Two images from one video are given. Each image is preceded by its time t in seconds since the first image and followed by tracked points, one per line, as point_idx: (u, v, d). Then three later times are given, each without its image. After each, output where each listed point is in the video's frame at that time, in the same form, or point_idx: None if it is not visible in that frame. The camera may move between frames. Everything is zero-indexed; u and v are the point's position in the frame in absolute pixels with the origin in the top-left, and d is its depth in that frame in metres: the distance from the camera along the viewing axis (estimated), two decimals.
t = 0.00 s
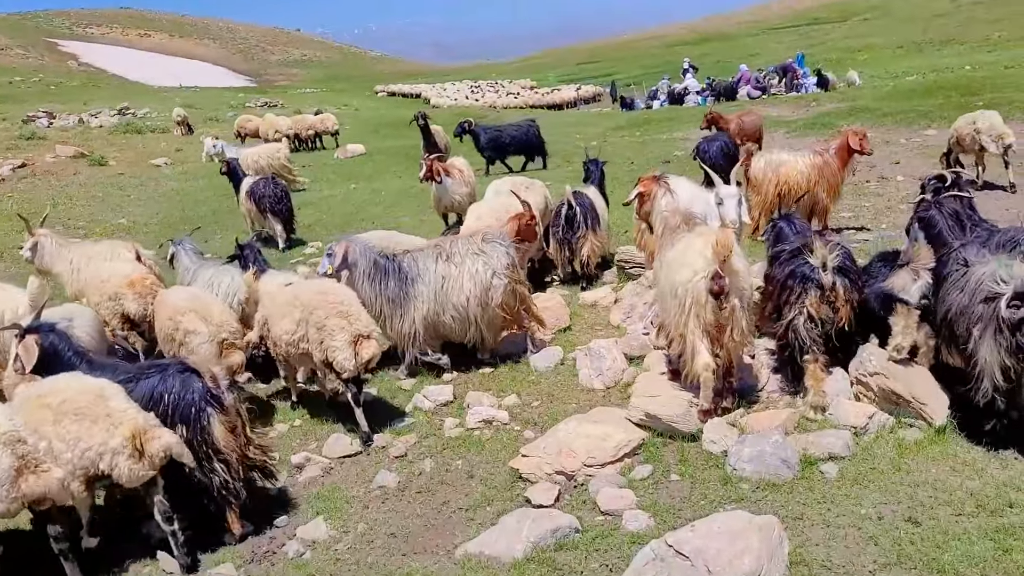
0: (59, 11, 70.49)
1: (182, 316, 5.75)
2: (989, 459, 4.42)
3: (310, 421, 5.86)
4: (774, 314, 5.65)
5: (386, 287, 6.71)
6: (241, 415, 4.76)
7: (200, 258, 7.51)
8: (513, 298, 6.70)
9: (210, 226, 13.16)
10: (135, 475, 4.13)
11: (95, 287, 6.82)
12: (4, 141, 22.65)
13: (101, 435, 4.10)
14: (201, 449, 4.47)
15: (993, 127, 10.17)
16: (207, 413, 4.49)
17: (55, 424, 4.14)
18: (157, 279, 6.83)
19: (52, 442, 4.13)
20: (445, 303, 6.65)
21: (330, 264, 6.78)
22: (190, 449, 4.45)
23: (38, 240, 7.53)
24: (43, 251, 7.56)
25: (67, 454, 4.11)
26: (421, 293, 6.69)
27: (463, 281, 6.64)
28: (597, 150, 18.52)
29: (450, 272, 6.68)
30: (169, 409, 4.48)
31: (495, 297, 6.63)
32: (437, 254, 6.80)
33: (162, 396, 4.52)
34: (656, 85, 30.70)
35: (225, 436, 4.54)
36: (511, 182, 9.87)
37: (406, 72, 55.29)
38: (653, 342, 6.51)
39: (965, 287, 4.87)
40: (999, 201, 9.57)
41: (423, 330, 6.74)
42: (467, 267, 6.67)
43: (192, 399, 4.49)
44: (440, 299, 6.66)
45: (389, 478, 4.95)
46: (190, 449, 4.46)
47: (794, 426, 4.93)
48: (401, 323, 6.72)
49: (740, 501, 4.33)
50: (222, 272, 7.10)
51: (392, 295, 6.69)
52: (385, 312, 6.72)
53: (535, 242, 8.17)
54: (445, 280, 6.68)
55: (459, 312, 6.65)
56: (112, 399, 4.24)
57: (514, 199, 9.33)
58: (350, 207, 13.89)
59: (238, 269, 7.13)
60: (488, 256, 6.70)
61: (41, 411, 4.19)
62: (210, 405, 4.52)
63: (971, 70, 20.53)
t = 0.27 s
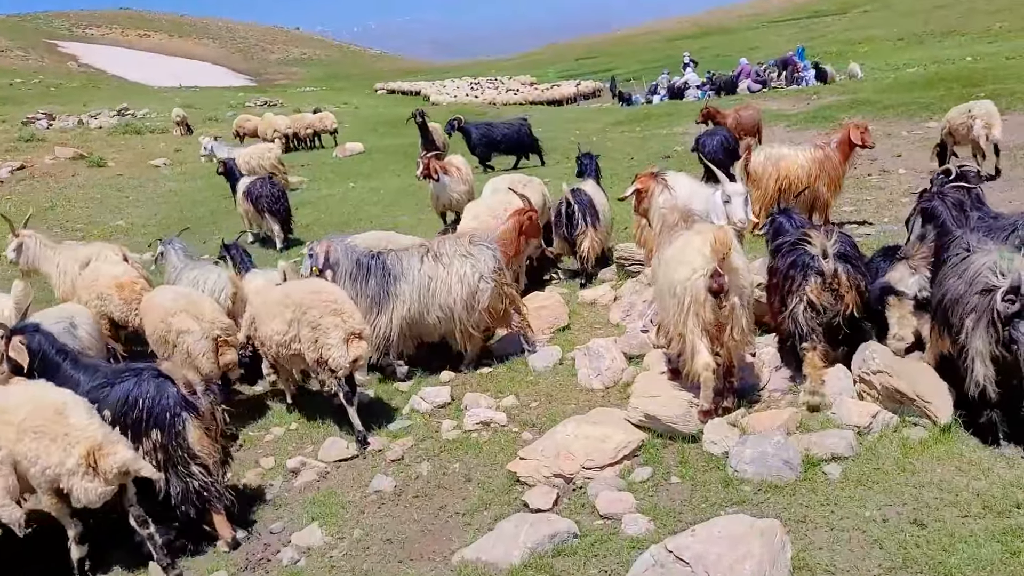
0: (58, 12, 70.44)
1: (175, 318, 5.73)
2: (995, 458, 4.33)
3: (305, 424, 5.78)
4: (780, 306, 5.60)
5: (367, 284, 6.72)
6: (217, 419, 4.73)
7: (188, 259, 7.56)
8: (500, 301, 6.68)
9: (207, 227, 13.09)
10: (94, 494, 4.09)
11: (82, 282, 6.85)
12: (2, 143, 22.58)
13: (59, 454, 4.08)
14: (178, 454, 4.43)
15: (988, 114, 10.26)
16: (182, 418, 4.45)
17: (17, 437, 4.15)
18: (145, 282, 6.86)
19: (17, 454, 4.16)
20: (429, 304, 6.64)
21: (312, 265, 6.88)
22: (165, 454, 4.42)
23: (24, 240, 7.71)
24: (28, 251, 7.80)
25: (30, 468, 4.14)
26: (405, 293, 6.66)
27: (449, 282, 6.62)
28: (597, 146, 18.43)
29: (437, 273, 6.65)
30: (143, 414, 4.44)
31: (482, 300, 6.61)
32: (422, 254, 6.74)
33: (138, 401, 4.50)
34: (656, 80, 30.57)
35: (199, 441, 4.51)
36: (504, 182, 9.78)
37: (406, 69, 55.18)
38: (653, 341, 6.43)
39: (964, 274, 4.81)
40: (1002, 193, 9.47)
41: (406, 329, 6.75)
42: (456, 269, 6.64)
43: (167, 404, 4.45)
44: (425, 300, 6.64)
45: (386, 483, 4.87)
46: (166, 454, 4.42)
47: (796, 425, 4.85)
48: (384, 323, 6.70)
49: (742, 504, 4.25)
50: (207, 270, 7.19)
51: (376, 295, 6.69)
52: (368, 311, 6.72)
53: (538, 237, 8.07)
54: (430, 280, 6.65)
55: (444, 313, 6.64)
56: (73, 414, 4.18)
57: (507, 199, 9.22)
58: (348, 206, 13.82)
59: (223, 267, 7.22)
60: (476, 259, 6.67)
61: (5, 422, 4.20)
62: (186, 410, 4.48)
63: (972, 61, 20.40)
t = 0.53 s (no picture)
0: (90, 18, 71.58)
1: (191, 319, 5.80)
2: None
3: (326, 427, 5.76)
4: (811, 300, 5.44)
5: (376, 287, 6.65)
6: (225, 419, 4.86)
7: (202, 262, 7.65)
8: (513, 300, 6.69)
9: (231, 229, 13.15)
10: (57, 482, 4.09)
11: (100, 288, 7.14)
12: (35, 148, 22.96)
13: (37, 436, 4.16)
14: (191, 451, 4.54)
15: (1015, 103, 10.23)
16: (195, 415, 4.58)
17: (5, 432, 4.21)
18: (160, 288, 7.03)
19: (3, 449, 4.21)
20: (441, 304, 6.59)
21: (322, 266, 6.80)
22: (178, 451, 4.55)
23: (38, 244, 8.03)
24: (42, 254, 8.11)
25: (16, 461, 4.20)
26: (415, 293, 6.59)
27: (462, 281, 6.58)
28: (622, 142, 18.26)
29: (449, 272, 6.60)
30: (158, 413, 4.59)
31: (496, 298, 6.62)
32: (433, 253, 6.71)
33: (152, 400, 4.63)
34: (682, 75, 30.26)
35: (213, 436, 4.64)
36: (522, 181, 9.68)
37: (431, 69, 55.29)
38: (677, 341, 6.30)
39: (993, 265, 4.73)
40: None
41: (416, 331, 6.69)
42: (469, 267, 6.62)
43: (180, 402, 4.60)
44: (436, 299, 6.59)
45: (405, 486, 4.82)
46: (179, 451, 4.54)
47: (826, 427, 4.70)
48: (395, 323, 6.61)
49: (769, 510, 4.13)
50: (218, 270, 7.20)
51: (386, 295, 6.62)
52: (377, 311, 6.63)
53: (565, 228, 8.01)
54: (442, 279, 6.59)
55: (457, 313, 6.62)
56: (62, 405, 4.33)
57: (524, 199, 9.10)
58: (372, 206, 13.82)
59: (233, 267, 7.22)
60: (489, 257, 6.68)
61: None
62: (198, 407, 4.61)
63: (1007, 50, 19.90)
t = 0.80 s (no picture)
0: (172, 28, 74.41)
1: (249, 314, 6.14)
2: None
3: (389, 430, 5.82)
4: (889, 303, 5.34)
5: (431, 288, 6.73)
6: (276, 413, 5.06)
7: (260, 263, 8.05)
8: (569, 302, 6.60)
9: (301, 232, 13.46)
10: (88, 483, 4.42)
11: (166, 287, 7.67)
12: (120, 154, 23.96)
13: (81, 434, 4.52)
14: (237, 445, 4.81)
15: None
16: (240, 411, 4.84)
17: (60, 430, 4.68)
18: (221, 284, 7.56)
19: (58, 448, 4.66)
20: (496, 306, 6.56)
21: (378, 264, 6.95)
22: (226, 445, 4.85)
23: (105, 246, 8.37)
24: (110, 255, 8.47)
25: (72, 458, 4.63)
26: (468, 296, 6.60)
27: (516, 283, 6.55)
28: (692, 141, 17.91)
29: (504, 274, 6.59)
30: (207, 408, 4.91)
31: (553, 299, 6.54)
32: (489, 255, 6.75)
33: (202, 394, 4.96)
34: (754, 72, 29.53)
35: (263, 430, 4.86)
36: (588, 181, 9.58)
37: (499, 71, 55.49)
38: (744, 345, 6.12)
39: None
40: None
41: (472, 334, 6.66)
42: (524, 268, 6.59)
43: (227, 399, 4.88)
44: (491, 301, 6.57)
45: (465, 491, 4.81)
46: (227, 445, 4.83)
47: (904, 439, 4.46)
48: (449, 325, 6.63)
49: (842, 526, 3.94)
50: (276, 274, 7.63)
51: (440, 296, 6.67)
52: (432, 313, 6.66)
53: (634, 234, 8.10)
54: (497, 281, 6.58)
55: (512, 315, 6.57)
56: (111, 404, 4.68)
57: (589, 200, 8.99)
58: (438, 208, 13.93)
59: (289, 269, 7.66)
60: (544, 258, 6.63)
61: (50, 419, 4.75)
62: (244, 404, 4.87)
63: None
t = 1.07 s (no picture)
0: (227, 24, 75.95)
1: (277, 313, 6.23)
2: None
3: (421, 435, 5.83)
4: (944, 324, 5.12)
5: (463, 295, 6.60)
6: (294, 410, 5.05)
7: (293, 258, 8.00)
8: (602, 308, 6.54)
9: (344, 229, 13.58)
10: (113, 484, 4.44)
11: (200, 282, 7.83)
12: (172, 147, 24.49)
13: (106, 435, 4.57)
14: (248, 438, 4.86)
15: None
16: (255, 405, 4.88)
17: (84, 423, 4.70)
18: (255, 278, 7.77)
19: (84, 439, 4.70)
20: (529, 312, 6.51)
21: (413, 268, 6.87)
22: (238, 437, 4.87)
23: (143, 240, 8.57)
24: (146, 249, 8.62)
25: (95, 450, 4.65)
26: (500, 302, 6.53)
27: (550, 290, 6.51)
28: (740, 144, 17.61)
29: (538, 281, 6.55)
30: (223, 397, 4.92)
31: (588, 305, 6.50)
32: (521, 261, 6.70)
33: (219, 385, 4.98)
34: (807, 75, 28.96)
35: (271, 427, 4.90)
36: (630, 187, 9.47)
37: (547, 70, 55.41)
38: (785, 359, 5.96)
39: None
40: None
41: (503, 340, 6.59)
42: (558, 274, 6.56)
43: (245, 390, 4.91)
44: (524, 308, 6.52)
45: (495, 500, 4.78)
46: (239, 435, 4.87)
47: (952, 464, 4.26)
48: (480, 331, 6.55)
49: (883, 554, 3.80)
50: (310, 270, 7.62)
51: (472, 302, 6.58)
52: (463, 318, 6.56)
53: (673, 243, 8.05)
54: (530, 288, 6.54)
55: (545, 321, 6.53)
56: (136, 402, 4.72)
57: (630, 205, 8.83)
58: (480, 208, 13.94)
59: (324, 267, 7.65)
60: (579, 264, 6.57)
61: (73, 411, 4.75)
62: (260, 397, 4.90)
63: None
